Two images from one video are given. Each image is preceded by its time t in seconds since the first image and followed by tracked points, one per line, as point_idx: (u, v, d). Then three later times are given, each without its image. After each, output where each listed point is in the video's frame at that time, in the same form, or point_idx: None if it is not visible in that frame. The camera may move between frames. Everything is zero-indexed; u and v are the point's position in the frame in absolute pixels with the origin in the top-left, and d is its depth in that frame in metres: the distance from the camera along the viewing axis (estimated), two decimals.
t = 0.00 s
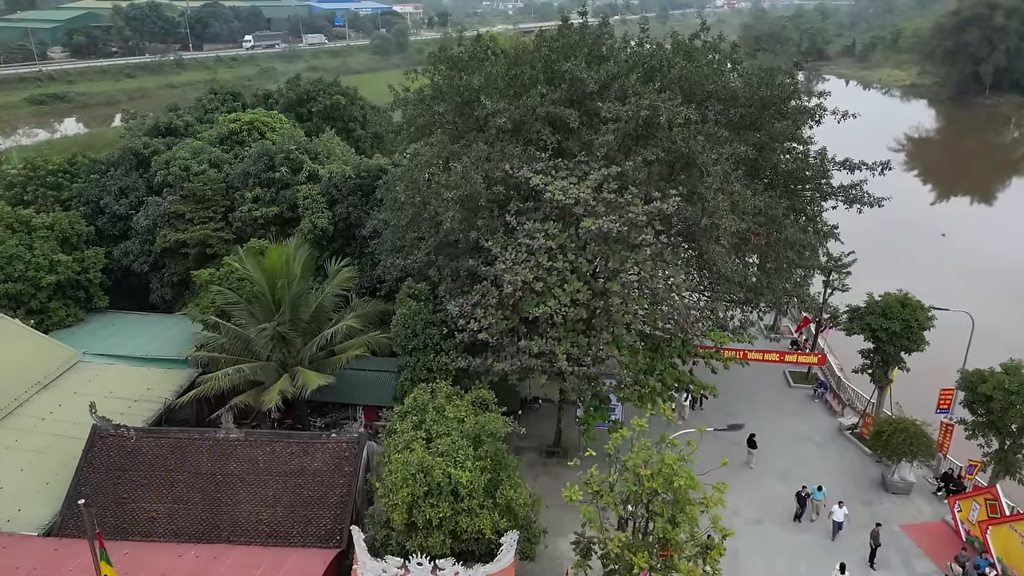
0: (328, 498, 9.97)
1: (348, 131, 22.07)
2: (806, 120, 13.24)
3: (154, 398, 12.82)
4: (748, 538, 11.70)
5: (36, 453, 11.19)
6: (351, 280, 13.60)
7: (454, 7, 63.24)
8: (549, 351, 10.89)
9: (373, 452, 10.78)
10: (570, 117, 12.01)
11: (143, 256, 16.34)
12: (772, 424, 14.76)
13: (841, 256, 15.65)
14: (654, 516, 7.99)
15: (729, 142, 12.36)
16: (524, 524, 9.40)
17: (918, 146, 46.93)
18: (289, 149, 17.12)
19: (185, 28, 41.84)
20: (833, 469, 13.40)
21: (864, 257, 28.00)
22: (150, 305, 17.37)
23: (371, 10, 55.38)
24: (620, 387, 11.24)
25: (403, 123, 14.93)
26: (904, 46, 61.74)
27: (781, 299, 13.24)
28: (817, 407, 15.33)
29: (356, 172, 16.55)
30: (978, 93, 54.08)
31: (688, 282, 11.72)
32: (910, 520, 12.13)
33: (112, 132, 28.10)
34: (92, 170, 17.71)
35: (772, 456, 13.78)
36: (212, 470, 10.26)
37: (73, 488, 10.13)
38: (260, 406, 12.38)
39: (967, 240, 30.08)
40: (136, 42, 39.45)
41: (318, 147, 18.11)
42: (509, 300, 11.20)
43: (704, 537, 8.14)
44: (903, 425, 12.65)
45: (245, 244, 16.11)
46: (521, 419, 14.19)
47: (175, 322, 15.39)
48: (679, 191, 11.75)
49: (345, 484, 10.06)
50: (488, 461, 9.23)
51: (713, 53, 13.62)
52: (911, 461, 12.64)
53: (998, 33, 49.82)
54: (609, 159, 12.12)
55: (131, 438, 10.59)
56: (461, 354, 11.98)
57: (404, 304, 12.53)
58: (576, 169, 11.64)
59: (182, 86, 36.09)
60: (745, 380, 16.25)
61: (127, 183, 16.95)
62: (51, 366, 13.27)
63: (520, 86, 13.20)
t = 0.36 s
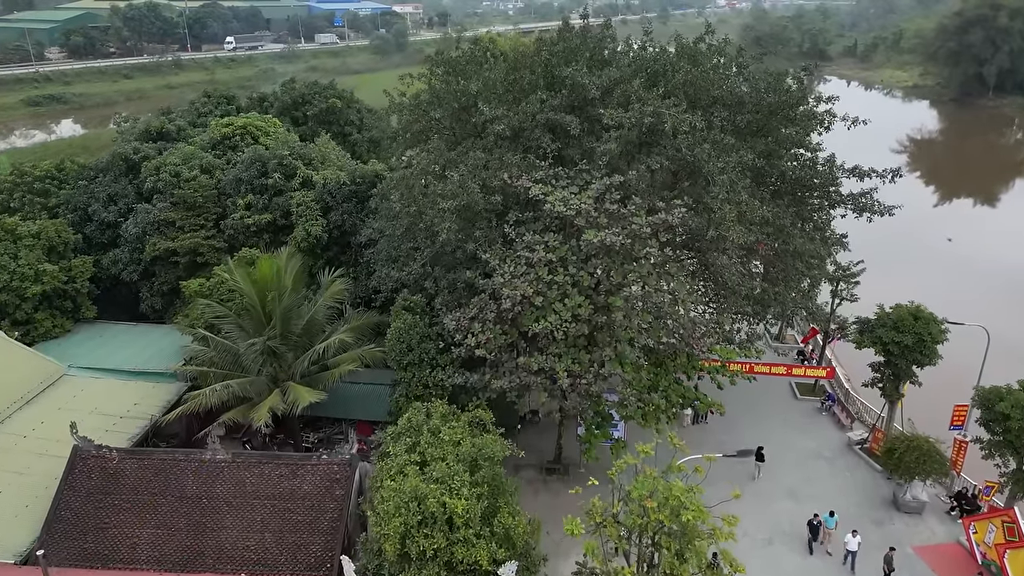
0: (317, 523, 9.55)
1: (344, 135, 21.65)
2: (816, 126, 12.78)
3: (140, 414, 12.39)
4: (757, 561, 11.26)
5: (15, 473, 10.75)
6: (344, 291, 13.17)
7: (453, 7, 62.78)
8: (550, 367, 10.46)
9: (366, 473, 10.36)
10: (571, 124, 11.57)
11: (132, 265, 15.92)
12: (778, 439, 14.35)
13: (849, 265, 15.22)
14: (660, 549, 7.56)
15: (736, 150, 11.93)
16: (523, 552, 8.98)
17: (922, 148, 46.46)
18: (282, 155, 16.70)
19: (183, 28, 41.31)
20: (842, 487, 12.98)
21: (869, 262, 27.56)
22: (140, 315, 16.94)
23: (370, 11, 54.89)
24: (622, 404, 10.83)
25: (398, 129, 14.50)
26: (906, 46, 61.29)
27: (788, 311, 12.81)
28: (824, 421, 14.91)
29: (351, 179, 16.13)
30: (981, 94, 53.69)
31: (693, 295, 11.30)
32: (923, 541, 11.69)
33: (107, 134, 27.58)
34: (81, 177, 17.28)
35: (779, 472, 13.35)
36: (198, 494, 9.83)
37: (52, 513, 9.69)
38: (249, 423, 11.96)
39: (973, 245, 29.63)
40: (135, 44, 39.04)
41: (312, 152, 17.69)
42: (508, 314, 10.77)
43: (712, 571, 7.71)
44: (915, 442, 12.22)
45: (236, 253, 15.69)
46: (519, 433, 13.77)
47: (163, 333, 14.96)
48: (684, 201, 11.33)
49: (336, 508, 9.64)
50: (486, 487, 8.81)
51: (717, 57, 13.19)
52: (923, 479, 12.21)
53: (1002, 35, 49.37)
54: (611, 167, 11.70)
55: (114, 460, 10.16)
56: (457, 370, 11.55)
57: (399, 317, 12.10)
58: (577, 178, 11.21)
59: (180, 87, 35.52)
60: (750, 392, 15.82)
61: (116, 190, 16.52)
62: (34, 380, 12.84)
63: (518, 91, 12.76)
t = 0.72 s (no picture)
0: (307, 551, 9.14)
1: (340, 139, 21.26)
2: (825, 133, 12.37)
3: (126, 430, 11.98)
4: None
5: None
6: (338, 303, 12.77)
7: (454, 7, 62.40)
8: (550, 385, 10.05)
9: (358, 496, 9.95)
10: (571, 131, 11.16)
11: (121, 274, 15.50)
12: (785, 454, 13.93)
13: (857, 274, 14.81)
14: None
15: (743, 158, 11.53)
16: None
17: (926, 150, 46.01)
18: (275, 160, 16.31)
19: (180, 29, 40.91)
20: (852, 505, 12.56)
21: (875, 269, 27.11)
22: (130, 324, 16.54)
23: (370, 11, 54.47)
24: (625, 423, 10.42)
25: (393, 134, 14.09)
26: (908, 47, 60.84)
27: (796, 323, 12.41)
28: (832, 435, 14.51)
29: (346, 185, 15.72)
30: (984, 96, 53.27)
31: (698, 309, 10.89)
32: (937, 563, 11.27)
33: (102, 136, 27.22)
34: (69, 183, 16.89)
35: (786, 489, 12.94)
36: (183, 518, 9.43)
37: (31, 539, 9.28)
38: (239, 440, 11.54)
39: (979, 250, 29.19)
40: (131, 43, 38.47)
41: (307, 157, 17.29)
42: (507, 329, 10.37)
43: None
44: (928, 459, 11.82)
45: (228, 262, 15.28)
46: (518, 449, 13.38)
47: (152, 344, 14.54)
48: (689, 211, 10.93)
49: (327, 534, 9.24)
50: (483, 514, 8.40)
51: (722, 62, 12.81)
52: (936, 499, 11.80)
53: (1006, 35, 48.91)
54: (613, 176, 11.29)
55: (97, 482, 9.75)
56: (454, 386, 11.15)
57: (393, 330, 11.70)
58: (578, 187, 10.80)
59: (178, 88, 35.13)
60: (755, 405, 15.40)
61: (105, 197, 16.12)
62: (17, 395, 12.43)
63: (517, 96, 12.36)
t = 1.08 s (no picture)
0: None
1: (336, 144, 20.82)
2: (835, 141, 11.92)
3: (111, 450, 11.57)
4: None
5: None
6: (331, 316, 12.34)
7: (454, 7, 61.89)
8: (550, 406, 9.61)
9: (349, 522, 9.51)
10: (572, 139, 10.72)
11: (108, 284, 15.08)
12: (792, 471, 13.49)
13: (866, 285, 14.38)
14: None
15: (750, 167, 11.09)
16: None
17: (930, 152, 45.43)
18: (268, 167, 15.89)
19: (179, 30, 40.05)
20: (863, 525, 12.12)
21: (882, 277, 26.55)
22: (118, 334, 16.12)
23: (369, 11, 53.93)
24: (628, 445, 9.98)
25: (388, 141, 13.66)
26: (911, 47, 60.33)
27: (804, 338, 11.98)
28: (841, 450, 14.08)
29: (340, 193, 15.30)
30: (988, 97, 52.79)
31: (705, 325, 10.45)
32: None
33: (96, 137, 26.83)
34: (57, 190, 16.50)
35: (794, 509, 12.51)
36: (165, 547, 9.00)
37: (5, 568, 8.85)
38: (227, 461, 11.10)
39: (987, 255, 28.70)
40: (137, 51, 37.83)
41: (301, 163, 16.87)
42: (504, 346, 9.93)
43: None
44: (943, 479, 11.38)
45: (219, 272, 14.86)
46: (517, 467, 12.95)
47: (140, 358, 14.12)
48: (694, 223, 10.49)
49: (315, 564, 8.80)
50: (479, 546, 7.96)
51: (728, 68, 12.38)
52: (951, 521, 11.36)
53: (1010, 36, 48.40)
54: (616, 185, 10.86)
55: (75, 508, 9.32)
56: (450, 405, 10.71)
57: (387, 346, 11.25)
58: (579, 198, 10.36)
59: (176, 89, 34.15)
60: (760, 420, 14.98)
61: (93, 204, 15.72)
62: None
63: (516, 103, 11.93)
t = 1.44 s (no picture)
0: None
1: (332, 148, 20.40)
2: (845, 149, 11.50)
3: (95, 468, 11.19)
4: None
5: None
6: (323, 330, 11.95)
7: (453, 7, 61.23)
8: (550, 428, 9.19)
9: (340, 550, 9.09)
10: (573, 149, 10.30)
11: (96, 294, 14.67)
12: (800, 488, 13.08)
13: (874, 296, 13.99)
14: None
15: (759, 178, 10.68)
16: None
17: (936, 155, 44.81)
18: (260, 174, 15.47)
19: (180, 31, 36.10)
20: (873, 546, 11.72)
21: (888, 285, 25.97)
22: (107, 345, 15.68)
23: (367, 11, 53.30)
24: (630, 467, 9.58)
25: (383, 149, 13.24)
26: (913, 48, 59.85)
27: (813, 353, 11.56)
28: (849, 466, 13.68)
29: (335, 200, 14.91)
30: (990, 98, 52.41)
31: (712, 342, 10.05)
32: None
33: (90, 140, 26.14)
34: (43, 198, 16.09)
35: (802, 529, 12.10)
36: None
37: None
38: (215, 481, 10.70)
39: (993, 260, 28.26)
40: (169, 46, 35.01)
41: (294, 169, 16.46)
42: (502, 365, 9.52)
43: None
44: (957, 501, 10.99)
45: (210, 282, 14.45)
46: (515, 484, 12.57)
47: (128, 371, 13.72)
48: (700, 236, 10.09)
49: None
50: None
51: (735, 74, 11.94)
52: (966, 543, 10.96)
53: (1013, 37, 47.95)
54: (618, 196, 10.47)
55: (53, 534, 8.91)
56: (446, 424, 10.29)
57: (381, 362, 10.85)
58: (580, 210, 9.96)
59: (175, 91, 31.58)
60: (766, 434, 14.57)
61: (80, 212, 15.31)
62: None
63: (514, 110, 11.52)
